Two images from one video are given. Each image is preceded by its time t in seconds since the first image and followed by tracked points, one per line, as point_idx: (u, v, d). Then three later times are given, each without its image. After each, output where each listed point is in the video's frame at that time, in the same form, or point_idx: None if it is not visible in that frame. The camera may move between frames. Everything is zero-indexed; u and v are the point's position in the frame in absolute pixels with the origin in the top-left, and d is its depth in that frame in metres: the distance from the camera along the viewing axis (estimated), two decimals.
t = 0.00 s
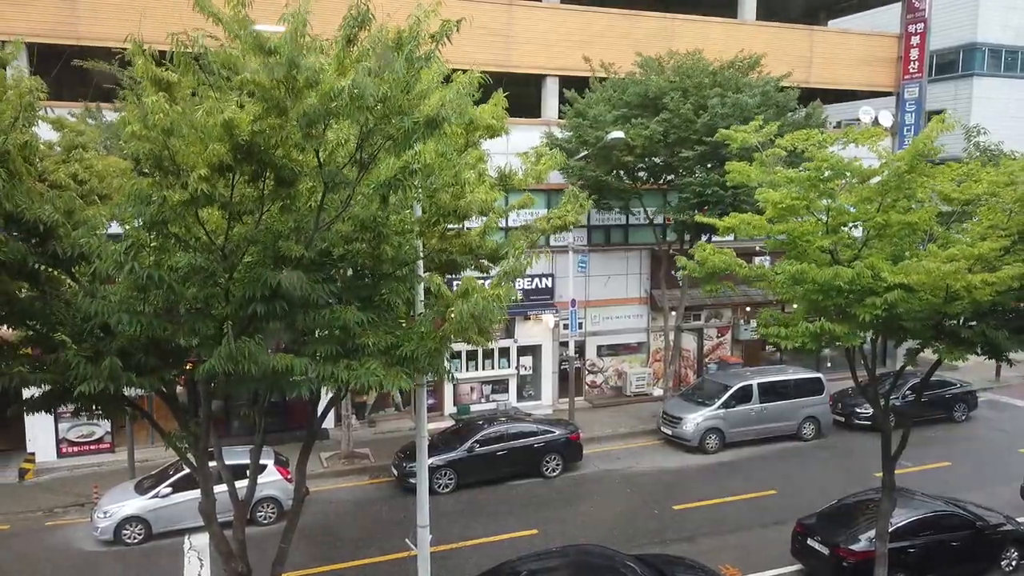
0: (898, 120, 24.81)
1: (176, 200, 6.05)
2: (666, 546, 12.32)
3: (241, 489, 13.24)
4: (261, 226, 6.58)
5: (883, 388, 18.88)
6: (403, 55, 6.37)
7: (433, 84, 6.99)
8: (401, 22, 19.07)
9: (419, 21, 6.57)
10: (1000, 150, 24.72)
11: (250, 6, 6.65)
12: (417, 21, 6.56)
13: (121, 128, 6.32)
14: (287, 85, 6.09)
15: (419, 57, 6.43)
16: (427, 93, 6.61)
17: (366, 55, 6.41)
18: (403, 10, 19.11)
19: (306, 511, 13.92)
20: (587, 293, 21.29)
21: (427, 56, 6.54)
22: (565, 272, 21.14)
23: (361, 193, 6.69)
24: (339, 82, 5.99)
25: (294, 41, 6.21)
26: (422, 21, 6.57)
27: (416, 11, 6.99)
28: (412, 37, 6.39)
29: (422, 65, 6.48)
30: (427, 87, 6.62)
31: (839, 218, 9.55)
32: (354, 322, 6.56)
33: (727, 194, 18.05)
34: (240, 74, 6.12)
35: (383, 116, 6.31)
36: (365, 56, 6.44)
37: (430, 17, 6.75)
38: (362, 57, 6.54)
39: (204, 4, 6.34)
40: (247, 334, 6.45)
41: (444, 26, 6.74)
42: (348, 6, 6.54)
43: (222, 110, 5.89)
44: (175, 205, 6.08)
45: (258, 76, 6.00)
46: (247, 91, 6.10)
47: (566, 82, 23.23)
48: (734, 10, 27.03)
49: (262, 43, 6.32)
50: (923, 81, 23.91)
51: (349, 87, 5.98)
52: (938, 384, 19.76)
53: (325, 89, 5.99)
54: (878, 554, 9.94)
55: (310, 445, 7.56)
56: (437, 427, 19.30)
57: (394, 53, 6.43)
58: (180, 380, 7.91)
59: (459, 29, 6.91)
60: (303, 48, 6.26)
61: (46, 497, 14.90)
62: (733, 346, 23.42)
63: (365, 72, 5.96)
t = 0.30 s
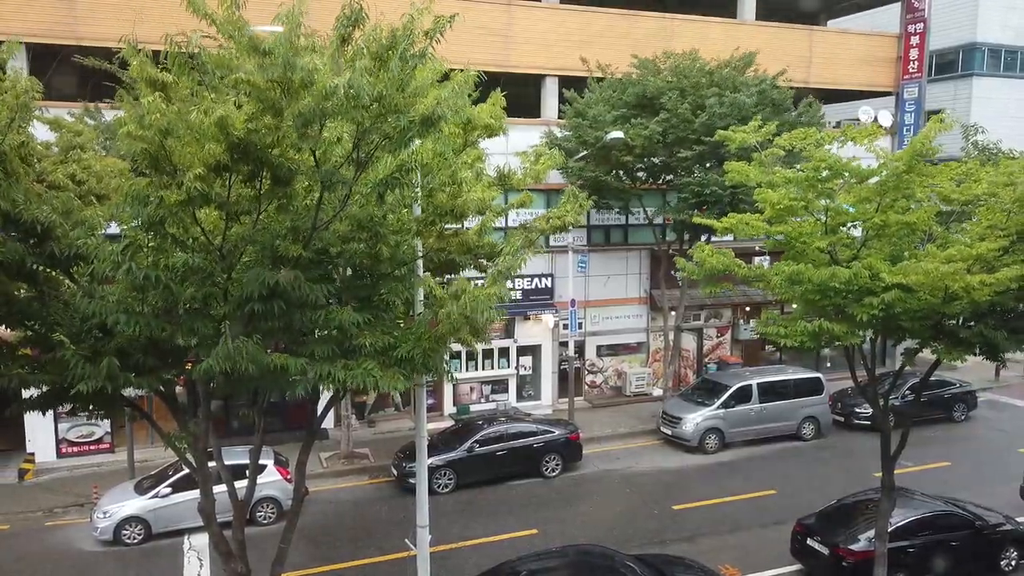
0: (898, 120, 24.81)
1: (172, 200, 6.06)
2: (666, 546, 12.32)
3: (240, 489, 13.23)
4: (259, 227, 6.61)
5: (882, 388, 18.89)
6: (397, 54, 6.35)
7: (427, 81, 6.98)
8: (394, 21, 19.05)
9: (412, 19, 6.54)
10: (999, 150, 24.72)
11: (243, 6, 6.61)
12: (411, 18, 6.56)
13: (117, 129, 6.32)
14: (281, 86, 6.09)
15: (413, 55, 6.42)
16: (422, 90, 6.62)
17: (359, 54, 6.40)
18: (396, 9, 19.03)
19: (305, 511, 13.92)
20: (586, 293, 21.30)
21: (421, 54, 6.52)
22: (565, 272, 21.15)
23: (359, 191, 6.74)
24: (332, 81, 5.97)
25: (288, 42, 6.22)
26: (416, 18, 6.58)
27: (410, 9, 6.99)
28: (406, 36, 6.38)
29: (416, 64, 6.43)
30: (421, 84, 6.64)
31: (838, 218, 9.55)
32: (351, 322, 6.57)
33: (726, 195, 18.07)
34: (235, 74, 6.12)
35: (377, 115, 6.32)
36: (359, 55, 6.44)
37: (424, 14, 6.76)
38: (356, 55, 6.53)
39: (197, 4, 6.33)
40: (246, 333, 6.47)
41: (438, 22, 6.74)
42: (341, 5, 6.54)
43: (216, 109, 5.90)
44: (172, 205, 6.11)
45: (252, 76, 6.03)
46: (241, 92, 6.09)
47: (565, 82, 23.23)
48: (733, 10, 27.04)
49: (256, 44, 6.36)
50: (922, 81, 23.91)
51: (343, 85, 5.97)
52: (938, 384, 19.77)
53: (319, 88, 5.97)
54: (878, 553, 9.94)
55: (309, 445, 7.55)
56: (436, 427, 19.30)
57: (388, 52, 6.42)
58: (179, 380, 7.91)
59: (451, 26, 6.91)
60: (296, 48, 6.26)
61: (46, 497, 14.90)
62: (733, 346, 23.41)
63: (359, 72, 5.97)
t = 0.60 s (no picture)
0: (899, 120, 24.79)
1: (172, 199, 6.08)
2: (666, 546, 12.31)
3: (241, 489, 13.24)
4: (259, 226, 6.60)
5: (883, 388, 18.88)
6: (395, 51, 6.37)
7: (425, 78, 6.99)
8: (390, 20, 19.02)
9: (410, 16, 6.55)
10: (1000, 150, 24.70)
11: (241, 5, 6.60)
12: (408, 16, 6.56)
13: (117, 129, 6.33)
14: (284, 85, 6.00)
15: (410, 53, 6.45)
16: (419, 88, 6.65)
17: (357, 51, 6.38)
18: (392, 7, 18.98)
19: (306, 511, 13.93)
20: (587, 293, 21.30)
21: (418, 51, 6.55)
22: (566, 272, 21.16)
23: (359, 191, 6.73)
24: (329, 78, 6.00)
25: (286, 40, 6.20)
26: (413, 17, 6.58)
27: (408, 7, 6.99)
28: (404, 34, 6.38)
29: (413, 61, 6.47)
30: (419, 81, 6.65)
31: (838, 219, 9.59)
32: (351, 323, 6.56)
33: (726, 194, 18.07)
34: (234, 74, 6.12)
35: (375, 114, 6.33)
36: (356, 53, 6.42)
37: (421, 12, 6.77)
38: (354, 53, 6.52)
39: (194, 3, 6.32)
40: (246, 333, 6.47)
41: (435, 19, 6.76)
42: (339, 4, 6.57)
43: (215, 109, 5.91)
44: (171, 205, 6.14)
45: (251, 75, 5.97)
46: (240, 91, 6.08)
47: (566, 82, 23.22)
48: (734, 10, 27.03)
49: (254, 42, 6.29)
50: (923, 81, 23.88)
51: (339, 80, 6.01)
52: (939, 384, 19.74)
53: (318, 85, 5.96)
54: (879, 553, 9.93)
55: (309, 445, 7.55)
56: (437, 427, 19.30)
57: (386, 50, 6.41)
58: (180, 380, 7.91)
59: (450, 23, 6.90)
60: (294, 48, 6.26)
61: (47, 497, 14.91)
62: (733, 346, 23.41)
63: (357, 67, 6.05)
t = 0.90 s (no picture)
0: (904, 119, 24.71)
1: (178, 199, 6.11)
2: (671, 546, 12.31)
3: (246, 488, 13.26)
4: (264, 226, 6.61)
5: (888, 388, 18.83)
6: (400, 49, 6.40)
7: (428, 76, 6.99)
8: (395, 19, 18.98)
9: (414, 16, 6.57)
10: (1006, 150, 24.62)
11: (244, 8, 6.63)
12: (412, 16, 6.58)
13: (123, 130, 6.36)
14: (287, 86, 6.04)
15: (414, 52, 6.51)
16: (424, 86, 6.65)
17: (362, 52, 6.40)
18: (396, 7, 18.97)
19: (310, 510, 13.94)
20: (592, 293, 21.30)
21: (421, 49, 6.58)
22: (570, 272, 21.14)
23: (364, 190, 6.75)
24: (334, 76, 5.97)
25: (290, 42, 6.20)
26: (416, 16, 6.59)
27: (411, 6, 7.02)
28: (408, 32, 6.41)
29: (417, 60, 6.53)
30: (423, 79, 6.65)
31: (844, 218, 9.54)
32: (356, 324, 6.54)
33: (731, 194, 18.05)
34: (238, 74, 6.12)
35: (379, 113, 6.35)
36: (360, 54, 6.44)
37: (425, 10, 6.80)
38: (357, 53, 6.55)
39: (199, 5, 6.34)
40: (250, 333, 6.54)
41: (439, 18, 6.79)
42: (343, 5, 6.63)
43: (221, 109, 5.94)
44: (177, 205, 6.15)
45: (256, 77, 5.99)
46: (245, 92, 6.10)
47: (570, 82, 23.21)
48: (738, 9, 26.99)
49: (259, 44, 6.28)
50: (928, 80, 23.82)
51: (342, 82, 6.01)
52: (944, 385, 19.69)
53: (322, 86, 5.96)
54: (885, 554, 9.90)
55: (314, 444, 7.58)
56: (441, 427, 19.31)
57: (389, 50, 6.42)
58: (185, 380, 7.92)
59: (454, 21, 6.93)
60: (299, 48, 6.24)
61: (52, 496, 14.95)
62: (738, 346, 23.37)
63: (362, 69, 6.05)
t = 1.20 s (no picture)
0: (907, 120, 24.70)
1: (183, 201, 6.12)
2: (673, 546, 12.31)
3: (249, 489, 13.29)
4: (268, 228, 6.61)
5: (891, 389, 18.83)
6: (400, 51, 6.44)
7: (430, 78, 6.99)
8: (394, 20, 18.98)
9: (414, 17, 6.59)
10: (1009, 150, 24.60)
11: (247, 12, 6.66)
12: (412, 15, 6.61)
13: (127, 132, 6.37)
14: (289, 89, 6.13)
15: (415, 53, 6.56)
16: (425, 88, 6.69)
17: (363, 55, 6.48)
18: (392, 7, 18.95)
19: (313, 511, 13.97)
20: (594, 293, 21.32)
21: (422, 52, 6.62)
22: (572, 272, 21.15)
23: (367, 192, 6.75)
24: (338, 86, 6.06)
25: (292, 46, 6.21)
26: (416, 17, 6.63)
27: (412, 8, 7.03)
28: (407, 34, 6.45)
29: (419, 61, 6.59)
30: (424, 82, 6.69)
31: (846, 219, 9.56)
32: (359, 325, 6.56)
33: (733, 195, 18.07)
34: (241, 78, 6.16)
35: (382, 117, 6.37)
36: (362, 57, 6.52)
37: (425, 9, 6.79)
38: (359, 56, 6.60)
39: (201, 9, 6.37)
40: (254, 334, 6.58)
41: (438, 17, 6.82)
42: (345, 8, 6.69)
43: (226, 112, 5.95)
44: (181, 207, 6.13)
45: (258, 80, 6.07)
46: (248, 95, 6.16)
47: (572, 82, 23.21)
48: (741, 10, 26.98)
49: (261, 48, 6.31)
50: (931, 81, 23.81)
51: (345, 88, 6.06)
52: (947, 385, 19.68)
53: (325, 92, 6.03)
54: (887, 555, 9.89)
55: (317, 444, 7.60)
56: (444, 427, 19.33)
57: (390, 52, 6.48)
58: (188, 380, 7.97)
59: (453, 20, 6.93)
60: (302, 50, 6.26)
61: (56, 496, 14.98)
62: (741, 347, 23.35)
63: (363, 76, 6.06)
